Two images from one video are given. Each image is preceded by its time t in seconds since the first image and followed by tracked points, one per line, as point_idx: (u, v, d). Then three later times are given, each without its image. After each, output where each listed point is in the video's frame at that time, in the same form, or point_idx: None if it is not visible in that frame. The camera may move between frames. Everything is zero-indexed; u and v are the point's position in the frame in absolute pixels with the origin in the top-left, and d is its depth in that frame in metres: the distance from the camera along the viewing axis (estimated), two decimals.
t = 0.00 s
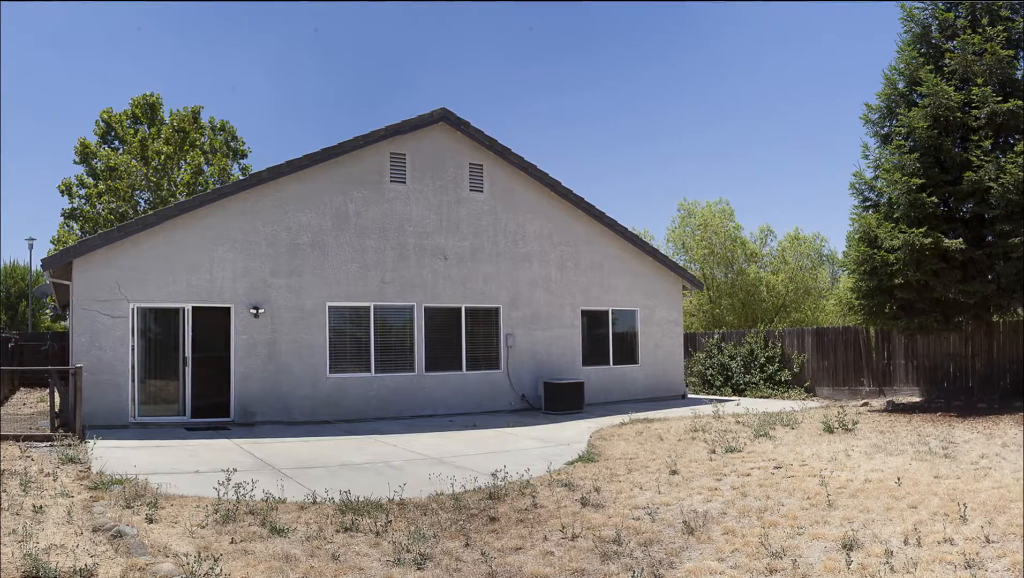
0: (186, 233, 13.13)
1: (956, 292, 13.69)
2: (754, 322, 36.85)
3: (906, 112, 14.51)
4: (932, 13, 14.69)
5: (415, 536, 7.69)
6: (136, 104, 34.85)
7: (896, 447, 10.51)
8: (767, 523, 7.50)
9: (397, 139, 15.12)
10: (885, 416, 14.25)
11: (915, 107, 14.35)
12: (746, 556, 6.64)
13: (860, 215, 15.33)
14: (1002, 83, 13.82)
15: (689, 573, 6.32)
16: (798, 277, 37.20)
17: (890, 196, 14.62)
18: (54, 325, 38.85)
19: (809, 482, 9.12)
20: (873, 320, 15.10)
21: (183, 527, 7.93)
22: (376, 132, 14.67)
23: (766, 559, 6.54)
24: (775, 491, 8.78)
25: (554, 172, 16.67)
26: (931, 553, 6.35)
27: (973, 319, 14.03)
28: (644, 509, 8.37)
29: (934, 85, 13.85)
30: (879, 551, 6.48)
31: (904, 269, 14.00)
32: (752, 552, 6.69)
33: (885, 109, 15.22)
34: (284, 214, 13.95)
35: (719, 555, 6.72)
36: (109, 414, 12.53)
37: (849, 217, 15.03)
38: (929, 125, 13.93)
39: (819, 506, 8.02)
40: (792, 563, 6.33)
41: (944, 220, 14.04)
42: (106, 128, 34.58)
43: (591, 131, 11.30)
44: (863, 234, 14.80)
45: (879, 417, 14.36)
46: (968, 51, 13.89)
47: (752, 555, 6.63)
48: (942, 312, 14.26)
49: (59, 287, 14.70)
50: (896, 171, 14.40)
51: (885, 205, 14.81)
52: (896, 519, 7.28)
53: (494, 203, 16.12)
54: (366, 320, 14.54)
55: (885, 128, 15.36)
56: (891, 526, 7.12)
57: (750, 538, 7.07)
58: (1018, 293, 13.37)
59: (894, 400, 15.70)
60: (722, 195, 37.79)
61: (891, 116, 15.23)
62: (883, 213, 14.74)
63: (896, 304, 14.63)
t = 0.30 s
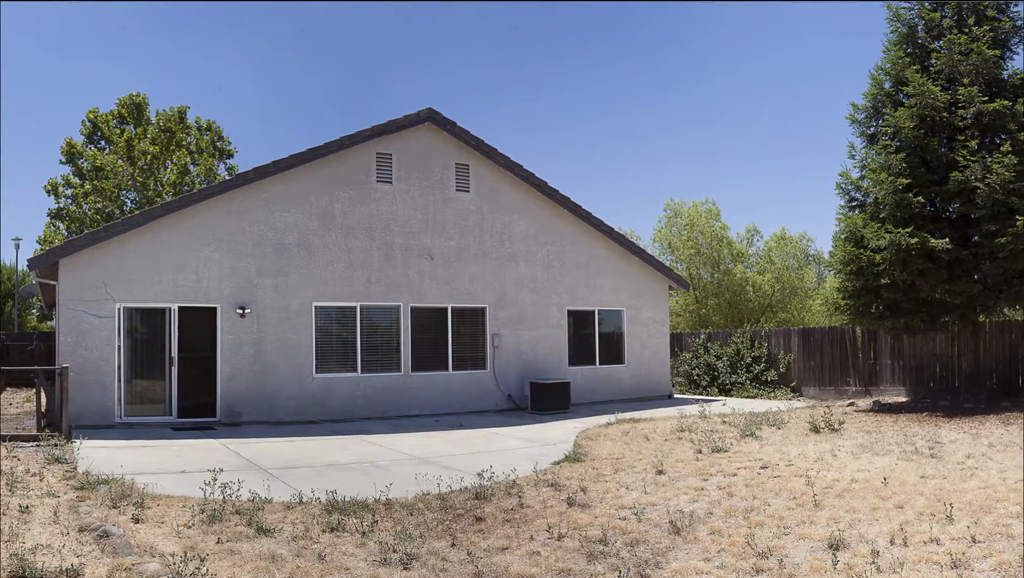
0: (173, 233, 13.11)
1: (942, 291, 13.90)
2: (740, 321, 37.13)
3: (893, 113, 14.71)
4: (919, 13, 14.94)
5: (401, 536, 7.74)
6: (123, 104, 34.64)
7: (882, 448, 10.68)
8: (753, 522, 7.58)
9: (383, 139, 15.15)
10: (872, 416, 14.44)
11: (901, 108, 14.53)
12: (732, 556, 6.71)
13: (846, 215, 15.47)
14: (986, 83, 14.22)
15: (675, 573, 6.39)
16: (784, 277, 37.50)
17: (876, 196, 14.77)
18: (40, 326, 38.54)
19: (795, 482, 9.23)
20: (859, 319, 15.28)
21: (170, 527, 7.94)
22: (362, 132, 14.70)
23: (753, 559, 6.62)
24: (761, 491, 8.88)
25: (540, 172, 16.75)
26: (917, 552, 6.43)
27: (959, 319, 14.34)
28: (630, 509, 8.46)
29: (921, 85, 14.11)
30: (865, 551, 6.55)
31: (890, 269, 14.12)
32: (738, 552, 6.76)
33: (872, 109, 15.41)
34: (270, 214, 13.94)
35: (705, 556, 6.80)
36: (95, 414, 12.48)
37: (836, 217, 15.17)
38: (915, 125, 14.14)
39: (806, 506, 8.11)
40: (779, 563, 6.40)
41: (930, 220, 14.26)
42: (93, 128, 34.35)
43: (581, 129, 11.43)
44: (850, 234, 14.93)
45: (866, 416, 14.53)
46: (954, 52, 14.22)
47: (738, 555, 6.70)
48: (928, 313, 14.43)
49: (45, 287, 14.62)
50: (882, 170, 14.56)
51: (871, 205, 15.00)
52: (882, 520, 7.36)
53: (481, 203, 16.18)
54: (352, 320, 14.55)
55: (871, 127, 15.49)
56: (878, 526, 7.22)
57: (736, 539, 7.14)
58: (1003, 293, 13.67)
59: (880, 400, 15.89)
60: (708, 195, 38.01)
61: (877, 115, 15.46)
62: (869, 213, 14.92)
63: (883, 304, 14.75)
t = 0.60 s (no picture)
0: (159, 233, 13.07)
1: (928, 291, 14.08)
2: (726, 321, 37.38)
3: (879, 113, 14.90)
4: (904, 13, 15.17)
5: (387, 536, 7.79)
6: (109, 104, 34.37)
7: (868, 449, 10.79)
8: (739, 522, 7.66)
9: (369, 139, 15.17)
10: (858, 417, 14.61)
11: (888, 108, 14.71)
12: (718, 556, 6.79)
13: (833, 215, 15.63)
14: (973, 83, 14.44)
15: (662, 573, 6.46)
16: (770, 277, 37.77)
17: (862, 196, 14.94)
18: (25, 326, 38.28)
19: (781, 482, 9.34)
20: (845, 319, 15.34)
21: (156, 527, 7.94)
22: (348, 132, 14.72)
23: (739, 558, 6.68)
24: (747, 491, 8.98)
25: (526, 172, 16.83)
26: (903, 553, 6.51)
27: (945, 318, 14.64)
28: (616, 509, 8.55)
29: (907, 85, 14.29)
30: (852, 551, 6.61)
31: (877, 269, 14.26)
32: (724, 553, 6.83)
33: (858, 109, 15.57)
34: (256, 214, 13.93)
35: (691, 556, 6.87)
36: (81, 414, 12.43)
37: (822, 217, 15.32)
38: (902, 125, 14.29)
39: (791, 506, 8.20)
40: (765, 563, 6.46)
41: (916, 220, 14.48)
42: (80, 128, 34.08)
43: (570, 128, 11.55)
44: (836, 234, 15.08)
45: (852, 417, 14.70)
46: (940, 51, 14.44)
47: (724, 555, 6.78)
48: (915, 313, 14.69)
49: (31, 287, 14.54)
50: (868, 171, 14.73)
51: (857, 205, 15.17)
52: (868, 520, 7.47)
53: (467, 203, 16.23)
54: (338, 320, 14.57)
55: (857, 127, 15.64)
56: (863, 527, 7.30)
57: (722, 539, 7.22)
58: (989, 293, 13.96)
59: (866, 401, 16.11)
60: (695, 195, 38.20)
61: (863, 116, 15.57)
62: (855, 213, 15.10)
63: (869, 304, 14.92)
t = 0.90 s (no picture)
0: (145, 233, 13.04)
1: (914, 291, 14.22)
2: (712, 321, 37.63)
3: (866, 113, 15.12)
4: (891, 13, 15.39)
5: (373, 536, 7.84)
6: (95, 104, 34.04)
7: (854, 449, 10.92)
8: (726, 522, 7.75)
9: (355, 139, 15.18)
10: (844, 417, 14.78)
11: (875, 108, 14.91)
12: (704, 556, 6.86)
13: (819, 215, 15.82)
14: (958, 83, 14.68)
15: (647, 573, 6.53)
16: (756, 276, 38.06)
17: (848, 196, 15.13)
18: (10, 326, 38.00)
19: (767, 482, 9.45)
20: (831, 319, 15.61)
21: (142, 527, 7.95)
22: (334, 132, 14.74)
23: (725, 558, 6.76)
24: (733, 491, 9.08)
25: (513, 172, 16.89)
26: (889, 553, 6.58)
27: (931, 318, 14.83)
28: (603, 509, 8.63)
29: (893, 85, 14.50)
30: (838, 551, 6.69)
31: (862, 269, 14.47)
32: (711, 552, 6.91)
33: (844, 109, 15.75)
34: (242, 214, 13.92)
35: (677, 555, 6.96)
36: (67, 414, 12.39)
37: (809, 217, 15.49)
38: (887, 125, 14.50)
39: (777, 506, 8.30)
40: (751, 564, 6.54)
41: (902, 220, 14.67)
42: (65, 127, 33.74)
43: (558, 128, 11.67)
44: (823, 234, 15.24)
45: (839, 417, 14.87)
46: (927, 52, 14.64)
47: (710, 555, 6.85)
48: (901, 313, 14.90)
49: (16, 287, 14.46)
50: (854, 171, 14.94)
51: (843, 205, 15.33)
52: (854, 520, 7.56)
53: (453, 203, 16.27)
54: (325, 321, 14.58)
55: (843, 127, 15.84)
56: (849, 527, 7.39)
57: (708, 538, 7.31)
58: (975, 293, 14.12)
59: (852, 401, 16.30)
60: (681, 195, 38.42)
61: (849, 115, 15.71)
62: (841, 213, 15.26)
63: (855, 304, 15.11)
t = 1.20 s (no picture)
0: (132, 233, 13.01)
1: (901, 291, 14.41)
2: (698, 321, 37.88)
3: (852, 113, 15.33)
4: (877, 13, 15.59)
5: (359, 536, 7.88)
6: (82, 104, 33.74)
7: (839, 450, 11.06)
8: (712, 523, 7.84)
9: (341, 139, 15.20)
10: (830, 417, 14.96)
11: (861, 108, 15.13)
12: (691, 556, 6.93)
13: (805, 215, 16.00)
14: (944, 83, 14.87)
15: (634, 573, 6.60)
16: (742, 277, 38.33)
17: (835, 196, 15.33)
18: None
19: (752, 482, 9.56)
20: (817, 319, 15.82)
21: (129, 526, 7.96)
22: (320, 132, 14.76)
23: (712, 558, 6.83)
24: (719, 491, 9.18)
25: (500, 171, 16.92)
26: (876, 552, 6.65)
27: (917, 318, 15.04)
28: (589, 509, 8.72)
29: (879, 85, 14.71)
30: (824, 551, 6.77)
31: (848, 269, 14.69)
32: (697, 552, 6.98)
33: (831, 109, 16.06)
34: (228, 214, 13.90)
35: (664, 555, 7.03)
36: (53, 414, 12.35)
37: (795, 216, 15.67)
38: (873, 125, 14.72)
39: (763, 506, 8.40)
40: (737, 563, 6.60)
41: (889, 219, 14.85)
42: (52, 128, 33.46)
43: (546, 128, 11.75)
44: (809, 233, 15.43)
45: (825, 417, 15.05)
46: (913, 52, 14.86)
47: (697, 555, 6.92)
48: (887, 313, 15.10)
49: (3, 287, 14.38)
50: (840, 171, 15.16)
51: (830, 205, 15.53)
52: (840, 520, 7.64)
53: (439, 203, 16.31)
54: (311, 321, 14.59)
55: (829, 127, 16.16)
56: (836, 526, 7.47)
57: (695, 538, 7.39)
58: (961, 293, 14.35)
59: (837, 400, 16.50)
60: (667, 195, 38.63)
61: (835, 116, 16.08)
62: (828, 213, 15.44)
63: (842, 304, 15.32)
